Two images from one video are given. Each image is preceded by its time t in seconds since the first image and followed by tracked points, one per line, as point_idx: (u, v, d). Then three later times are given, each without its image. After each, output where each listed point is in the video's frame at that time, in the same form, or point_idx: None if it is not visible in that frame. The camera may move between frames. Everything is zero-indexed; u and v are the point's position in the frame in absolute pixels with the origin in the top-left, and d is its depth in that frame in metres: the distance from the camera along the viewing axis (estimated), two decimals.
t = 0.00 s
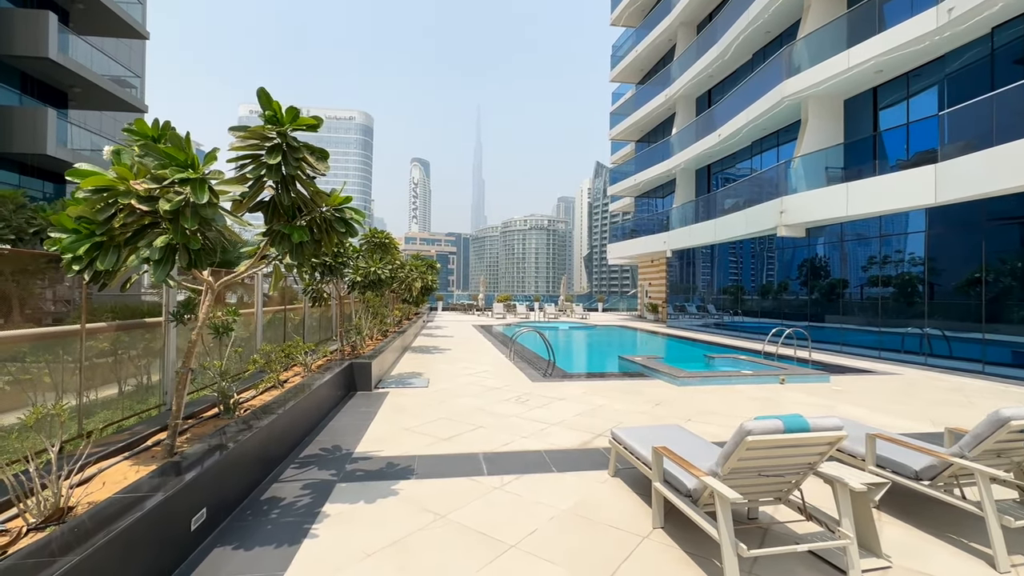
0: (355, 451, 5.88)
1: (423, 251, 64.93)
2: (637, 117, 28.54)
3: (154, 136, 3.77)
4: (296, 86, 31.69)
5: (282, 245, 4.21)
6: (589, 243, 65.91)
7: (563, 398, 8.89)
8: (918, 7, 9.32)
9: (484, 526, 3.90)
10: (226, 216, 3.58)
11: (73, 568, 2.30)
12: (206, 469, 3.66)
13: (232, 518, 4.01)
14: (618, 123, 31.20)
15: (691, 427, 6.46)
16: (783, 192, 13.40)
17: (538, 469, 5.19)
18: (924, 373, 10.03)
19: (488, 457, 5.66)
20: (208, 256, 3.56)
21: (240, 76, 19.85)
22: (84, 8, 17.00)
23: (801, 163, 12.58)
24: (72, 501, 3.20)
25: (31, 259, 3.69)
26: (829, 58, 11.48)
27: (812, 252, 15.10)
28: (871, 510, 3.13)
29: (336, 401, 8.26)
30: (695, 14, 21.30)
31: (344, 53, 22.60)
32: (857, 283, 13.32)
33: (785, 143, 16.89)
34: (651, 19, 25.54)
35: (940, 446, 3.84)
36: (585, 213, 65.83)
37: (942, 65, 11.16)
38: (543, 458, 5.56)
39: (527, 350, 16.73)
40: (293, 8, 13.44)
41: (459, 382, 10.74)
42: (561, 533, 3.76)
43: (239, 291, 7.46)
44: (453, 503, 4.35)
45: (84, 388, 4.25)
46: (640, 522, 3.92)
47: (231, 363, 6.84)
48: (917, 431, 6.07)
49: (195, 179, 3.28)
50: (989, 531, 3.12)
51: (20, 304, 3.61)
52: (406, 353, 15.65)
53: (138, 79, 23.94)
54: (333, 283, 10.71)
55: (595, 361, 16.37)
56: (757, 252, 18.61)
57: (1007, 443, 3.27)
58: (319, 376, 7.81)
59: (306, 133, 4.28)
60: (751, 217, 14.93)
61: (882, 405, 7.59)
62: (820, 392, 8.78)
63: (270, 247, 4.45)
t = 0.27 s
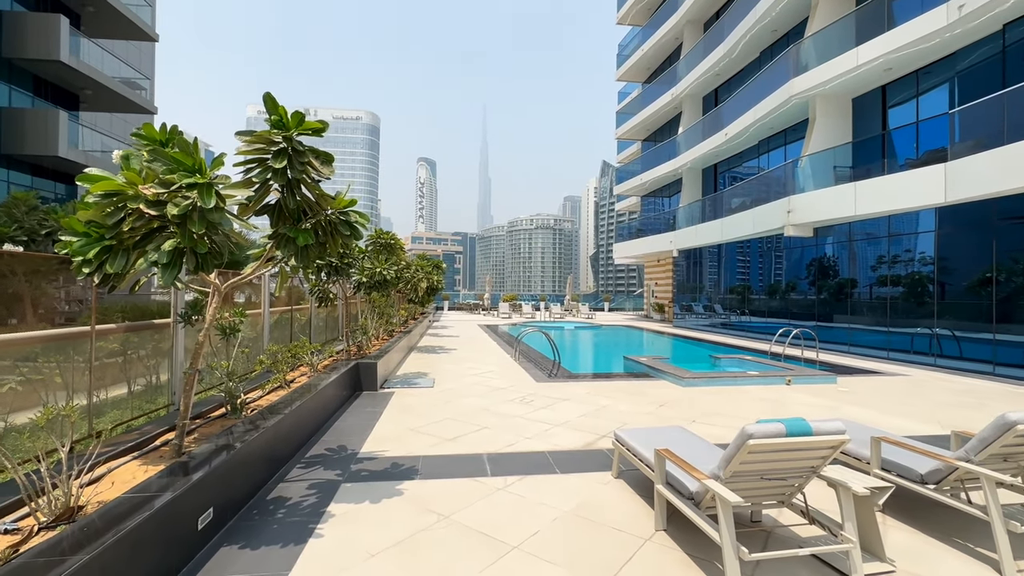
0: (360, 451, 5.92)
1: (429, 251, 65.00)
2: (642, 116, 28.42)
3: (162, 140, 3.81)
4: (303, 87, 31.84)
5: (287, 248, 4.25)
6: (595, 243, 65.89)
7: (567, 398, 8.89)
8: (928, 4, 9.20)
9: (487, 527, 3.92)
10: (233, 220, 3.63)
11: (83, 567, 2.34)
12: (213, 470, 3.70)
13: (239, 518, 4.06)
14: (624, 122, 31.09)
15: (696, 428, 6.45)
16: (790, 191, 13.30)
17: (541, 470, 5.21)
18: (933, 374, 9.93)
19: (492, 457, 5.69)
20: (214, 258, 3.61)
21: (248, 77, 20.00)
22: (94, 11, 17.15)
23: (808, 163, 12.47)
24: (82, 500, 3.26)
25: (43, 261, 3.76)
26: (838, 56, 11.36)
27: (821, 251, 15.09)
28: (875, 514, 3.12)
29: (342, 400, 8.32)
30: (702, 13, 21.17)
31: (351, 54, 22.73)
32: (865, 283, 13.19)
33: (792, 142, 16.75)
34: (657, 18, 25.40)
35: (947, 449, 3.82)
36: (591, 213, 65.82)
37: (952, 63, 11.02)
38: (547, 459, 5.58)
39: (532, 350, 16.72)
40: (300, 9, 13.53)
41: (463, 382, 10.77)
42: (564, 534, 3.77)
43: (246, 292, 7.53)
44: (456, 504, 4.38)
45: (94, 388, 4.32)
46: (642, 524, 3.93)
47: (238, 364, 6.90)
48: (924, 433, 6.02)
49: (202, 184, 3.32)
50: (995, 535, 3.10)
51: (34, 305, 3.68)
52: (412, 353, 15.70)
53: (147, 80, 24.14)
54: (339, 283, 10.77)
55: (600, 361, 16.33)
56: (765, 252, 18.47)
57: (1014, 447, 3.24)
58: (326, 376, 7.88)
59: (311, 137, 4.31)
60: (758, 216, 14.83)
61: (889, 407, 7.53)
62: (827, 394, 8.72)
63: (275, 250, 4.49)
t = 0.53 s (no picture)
0: (365, 449, 5.96)
1: (435, 251, 65.04)
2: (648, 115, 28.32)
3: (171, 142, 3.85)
4: (309, 88, 31.96)
5: (292, 249, 4.29)
6: (600, 242, 65.87)
7: (571, 398, 8.89)
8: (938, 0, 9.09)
9: (489, 526, 3.94)
10: (238, 221, 3.67)
11: (91, 562, 2.39)
12: (220, 467, 3.76)
13: (245, 515, 4.12)
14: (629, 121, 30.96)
15: (699, 429, 6.44)
16: (797, 190, 13.21)
17: (544, 470, 5.22)
18: (941, 375, 9.84)
19: (495, 457, 5.71)
20: (221, 259, 3.65)
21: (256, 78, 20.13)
22: (103, 13, 17.30)
23: (815, 162, 12.38)
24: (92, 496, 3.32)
25: (54, 261, 3.83)
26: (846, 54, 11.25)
27: (828, 251, 14.74)
28: (878, 515, 3.11)
29: (347, 400, 8.37)
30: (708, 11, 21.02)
31: (357, 54, 22.82)
32: (874, 282, 13.06)
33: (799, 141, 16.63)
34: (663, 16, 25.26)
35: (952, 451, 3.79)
36: (597, 212, 65.80)
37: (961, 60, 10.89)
38: (550, 459, 5.59)
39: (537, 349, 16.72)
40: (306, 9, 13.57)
41: (468, 382, 10.80)
42: (566, 533, 3.79)
43: (252, 291, 7.60)
44: (459, 502, 4.41)
45: (104, 386, 4.39)
46: (644, 524, 3.93)
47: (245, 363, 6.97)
48: (931, 434, 5.98)
49: (208, 186, 3.37)
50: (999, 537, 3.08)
51: (45, 304, 3.75)
52: (417, 352, 15.74)
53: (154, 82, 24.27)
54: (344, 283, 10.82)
55: (605, 361, 16.30)
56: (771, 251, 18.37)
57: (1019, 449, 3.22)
58: (331, 375, 7.93)
59: (316, 139, 4.35)
60: (765, 215, 14.73)
61: (896, 407, 7.48)
62: (834, 394, 8.66)
63: (281, 250, 4.53)
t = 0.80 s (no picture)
0: (368, 447, 5.99)
1: (439, 250, 65.07)
2: (652, 114, 28.24)
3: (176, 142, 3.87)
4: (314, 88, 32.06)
5: (296, 247, 4.32)
6: (605, 241, 65.86)
7: (574, 397, 8.89)
8: None
9: (490, 523, 3.96)
10: (241, 220, 3.70)
11: (97, 556, 2.42)
12: (224, 464, 3.80)
13: (249, 511, 4.16)
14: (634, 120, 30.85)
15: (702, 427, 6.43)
16: (802, 188, 13.13)
17: (546, 468, 5.23)
18: (948, 374, 9.77)
19: (497, 455, 5.72)
20: (224, 257, 3.68)
21: (261, 78, 20.22)
22: (110, 14, 17.42)
23: (820, 160, 12.30)
24: (98, 492, 3.36)
25: (61, 259, 3.88)
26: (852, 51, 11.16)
27: (834, 250, 14.59)
28: (880, 514, 3.10)
29: (351, 398, 8.41)
30: (713, 8, 20.90)
31: (362, 54, 22.91)
32: (880, 281, 12.97)
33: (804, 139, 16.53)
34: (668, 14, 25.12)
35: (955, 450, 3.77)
36: (601, 211, 65.79)
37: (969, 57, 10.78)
38: (552, 457, 5.60)
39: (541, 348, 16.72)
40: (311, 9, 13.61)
41: (471, 381, 10.82)
42: (567, 531, 3.79)
43: (256, 290, 7.65)
44: (461, 500, 4.43)
45: (110, 384, 4.44)
46: (646, 522, 3.93)
47: (249, 361, 7.02)
48: (936, 434, 5.94)
49: (211, 185, 3.39)
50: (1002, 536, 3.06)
51: (54, 302, 3.81)
52: (420, 351, 15.77)
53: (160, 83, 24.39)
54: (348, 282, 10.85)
55: (609, 360, 16.29)
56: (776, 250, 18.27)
57: None
58: (334, 373, 7.96)
59: (318, 138, 4.37)
60: (769, 214, 14.65)
61: (901, 407, 7.44)
62: (838, 393, 8.62)
63: (284, 249, 4.56)
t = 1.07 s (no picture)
0: (371, 445, 6.01)
1: (442, 250, 65.11)
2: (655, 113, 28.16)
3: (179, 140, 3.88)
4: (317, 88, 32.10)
5: (298, 245, 4.32)
6: (608, 241, 65.80)
7: (577, 396, 8.88)
8: None
9: (492, 521, 3.96)
10: (244, 218, 3.71)
11: (100, 553, 2.44)
12: (227, 461, 3.81)
13: (252, 508, 4.17)
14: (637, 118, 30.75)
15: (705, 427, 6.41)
16: (806, 187, 13.06)
17: (548, 466, 5.24)
18: (952, 374, 9.71)
19: (499, 453, 5.73)
20: (227, 256, 3.69)
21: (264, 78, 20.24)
22: (115, 14, 17.50)
23: (825, 158, 12.22)
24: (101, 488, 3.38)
25: (66, 258, 3.90)
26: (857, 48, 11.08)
27: (838, 249, 14.60)
28: (883, 512, 3.09)
29: (353, 397, 8.42)
30: (716, 7, 20.82)
31: (366, 54, 22.94)
32: (884, 281, 12.90)
33: (808, 138, 16.45)
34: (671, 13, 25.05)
35: (959, 449, 3.76)
36: (604, 211, 65.76)
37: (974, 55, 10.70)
38: (554, 455, 5.61)
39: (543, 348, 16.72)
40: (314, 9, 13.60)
41: (474, 380, 10.82)
42: (569, 529, 3.79)
43: (260, 289, 7.67)
44: (464, 498, 4.43)
45: (115, 382, 4.47)
46: (648, 521, 3.93)
47: (251, 360, 7.03)
48: (940, 434, 5.91)
49: (214, 183, 3.41)
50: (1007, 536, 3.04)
51: (59, 300, 3.84)
52: (423, 351, 15.78)
53: (164, 83, 24.45)
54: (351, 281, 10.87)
55: (612, 359, 16.28)
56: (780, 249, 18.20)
57: None
58: (337, 372, 7.97)
59: (321, 136, 4.39)
60: (773, 212, 14.58)
61: (905, 407, 7.39)
62: (842, 393, 8.58)
63: (287, 247, 4.57)
